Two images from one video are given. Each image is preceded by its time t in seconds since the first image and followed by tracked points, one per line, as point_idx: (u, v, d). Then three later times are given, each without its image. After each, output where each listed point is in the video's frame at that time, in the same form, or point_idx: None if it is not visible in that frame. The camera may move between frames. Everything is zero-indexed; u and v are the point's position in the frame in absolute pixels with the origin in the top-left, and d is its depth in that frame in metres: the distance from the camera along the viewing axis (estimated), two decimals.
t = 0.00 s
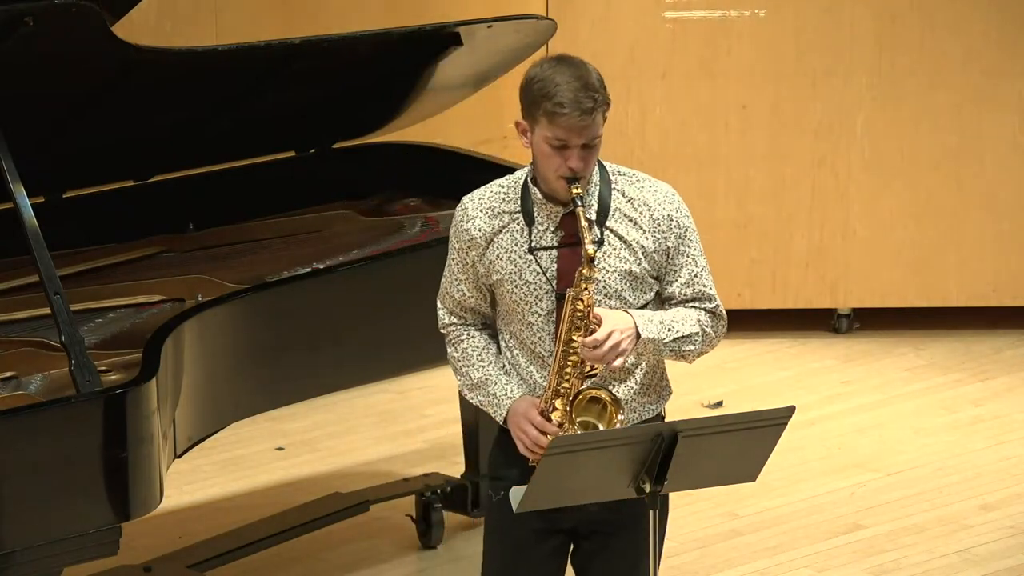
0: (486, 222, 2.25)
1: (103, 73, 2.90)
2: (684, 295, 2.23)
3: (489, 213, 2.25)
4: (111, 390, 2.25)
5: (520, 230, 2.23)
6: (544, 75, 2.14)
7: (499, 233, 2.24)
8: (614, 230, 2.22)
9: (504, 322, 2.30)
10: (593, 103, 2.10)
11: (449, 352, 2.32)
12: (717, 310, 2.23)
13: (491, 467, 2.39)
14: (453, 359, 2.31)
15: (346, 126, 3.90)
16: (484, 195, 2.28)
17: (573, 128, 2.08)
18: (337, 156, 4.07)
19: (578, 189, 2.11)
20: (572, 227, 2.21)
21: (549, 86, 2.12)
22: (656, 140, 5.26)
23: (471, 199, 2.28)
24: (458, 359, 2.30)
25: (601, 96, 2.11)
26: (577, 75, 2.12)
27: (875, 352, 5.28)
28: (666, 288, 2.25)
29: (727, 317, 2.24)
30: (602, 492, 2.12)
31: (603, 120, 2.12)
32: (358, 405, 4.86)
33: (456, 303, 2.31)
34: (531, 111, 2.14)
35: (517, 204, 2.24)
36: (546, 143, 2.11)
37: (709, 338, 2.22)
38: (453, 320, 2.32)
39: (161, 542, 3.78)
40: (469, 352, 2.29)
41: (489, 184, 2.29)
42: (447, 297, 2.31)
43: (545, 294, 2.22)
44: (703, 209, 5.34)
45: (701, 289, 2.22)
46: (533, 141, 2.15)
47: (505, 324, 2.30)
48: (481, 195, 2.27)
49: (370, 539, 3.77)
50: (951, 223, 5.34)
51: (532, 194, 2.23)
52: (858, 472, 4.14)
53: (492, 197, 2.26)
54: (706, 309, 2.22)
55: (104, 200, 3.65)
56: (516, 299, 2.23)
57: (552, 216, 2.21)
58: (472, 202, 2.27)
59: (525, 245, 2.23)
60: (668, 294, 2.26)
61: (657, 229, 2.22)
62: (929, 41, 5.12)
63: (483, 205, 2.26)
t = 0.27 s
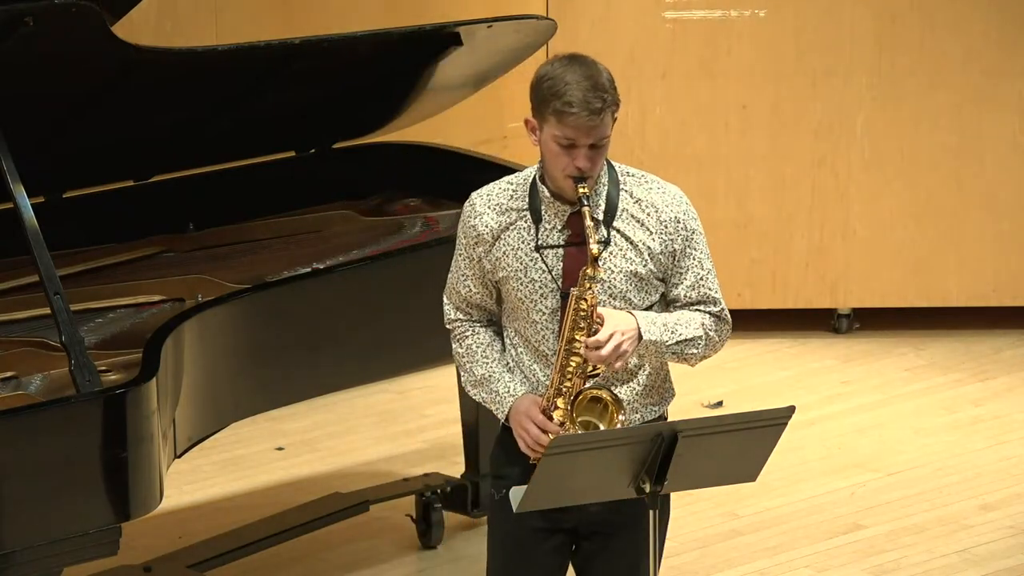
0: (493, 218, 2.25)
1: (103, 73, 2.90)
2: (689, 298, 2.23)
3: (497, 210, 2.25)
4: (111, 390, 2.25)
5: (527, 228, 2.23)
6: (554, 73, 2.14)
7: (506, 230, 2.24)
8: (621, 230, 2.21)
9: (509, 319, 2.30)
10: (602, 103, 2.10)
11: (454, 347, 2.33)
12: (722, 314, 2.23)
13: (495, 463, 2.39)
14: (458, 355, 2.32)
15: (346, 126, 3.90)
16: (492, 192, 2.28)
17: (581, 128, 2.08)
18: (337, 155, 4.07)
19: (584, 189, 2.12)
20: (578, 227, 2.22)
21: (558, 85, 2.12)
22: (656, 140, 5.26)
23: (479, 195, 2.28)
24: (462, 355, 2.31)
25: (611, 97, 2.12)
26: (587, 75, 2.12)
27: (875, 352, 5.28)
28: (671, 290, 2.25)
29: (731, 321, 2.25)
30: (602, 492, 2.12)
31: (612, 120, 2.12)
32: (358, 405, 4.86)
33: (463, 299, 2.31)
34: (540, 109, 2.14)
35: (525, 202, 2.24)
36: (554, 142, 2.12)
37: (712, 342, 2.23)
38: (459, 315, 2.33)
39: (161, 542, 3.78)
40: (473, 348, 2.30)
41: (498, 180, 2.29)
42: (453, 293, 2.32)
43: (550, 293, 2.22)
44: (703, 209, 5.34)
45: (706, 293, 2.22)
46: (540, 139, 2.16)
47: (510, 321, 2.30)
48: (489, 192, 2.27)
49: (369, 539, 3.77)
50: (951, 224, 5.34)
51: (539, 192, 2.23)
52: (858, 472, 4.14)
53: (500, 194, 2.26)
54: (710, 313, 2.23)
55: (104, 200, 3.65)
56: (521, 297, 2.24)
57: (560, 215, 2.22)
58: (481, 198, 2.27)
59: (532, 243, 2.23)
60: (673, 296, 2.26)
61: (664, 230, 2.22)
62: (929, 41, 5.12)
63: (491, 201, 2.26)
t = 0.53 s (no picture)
0: (495, 215, 2.25)
1: (103, 73, 2.90)
2: (689, 299, 2.23)
3: (499, 207, 2.25)
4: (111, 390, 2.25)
5: (528, 226, 2.23)
6: (557, 74, 2.14)
7: (507, 227, 2.24)
8: (621, 231, 2.21)
9: (510, 316, 2.30)
10: (604, 103, 2.09)
11: (455, 343, 2.34)
12: (722, 315, 2.23)
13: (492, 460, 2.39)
14: (459, 351, 2.33)
15: (347, 126, 3.90)
16: (496, 189, 2.28)
17: (582, 128, 2.08)
18: (337, 155, 4.07)
19: (584, 189, 2.11)
20: (579, 226, 2.21)
21: (561, 84, 2.12)
22: (656, 140, 5.26)
23: (482, 192, 2.28)
24: (464, 351, 2.32)
25: (613, 97, 2.11)
26: (590, 75, 2.12)
27: (875, 352, 5.28)
28: (671, 291, 2.25)
29: (731, 323, 2.25)
30: (602, 492, 2.12)
31: (614, 120, 2.11)
32: (358, 406, 4.86)
33: (465, 295, 2.32)
34: (542, 109, 2.14)
35: (527, 200, 2.24)
36: (555, 141, 2.11)
37: (711, 343, 2.23)
38: (461, 312, 2.33)
39: (162, 542, 3.78)
40: (474, 345, 2.31)
41: (502, 177, 2.29)
42: (455, 289, 2.33)
43: (549, 291, 2.22)
44: (703, 209, 5.34)
45: (706, 294, 2.22)
46: (542, 138, 2.15)
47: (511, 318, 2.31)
48: (492, 189, 2.27)
49: (369, 539, 3.77)
50: (950, 224, 5.34)
51: (541, 191, 2.23)
52: (859, 472, 4.14)
53: (503, 191, 2.26)
54: (710, 314, 2.22)
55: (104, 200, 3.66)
56: (521, 296, 2.24)
57: (561, 214, 2.22)
58: (484, 195, 2.27)
59: (532, 241, 2.23)
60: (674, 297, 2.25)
61: (664, 231, 2.21)
62: (929, 40, 5.12)
63: (494, 198, 2.26)
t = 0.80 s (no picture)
0: (493, 208, 2.25)
1: (103, 73, 2.90)
2: (682, 300, 2.22)
3: (497, 199, 2.25)
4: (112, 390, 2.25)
5: (525, 220, 2.23)
6: (563, 68, 2.14)
7: (504, 220, 2.24)
8: (617, 229, 2.21)
9: (503, 310, 2.30)
10: (607, 102, 2.09)
11: (448, 334, 2.34)
12: (715, 318, 2.22)
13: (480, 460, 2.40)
14: (452, 342, 2.33)
15: (347, 126, 3.90)
16: (495, 181, 2.28)
17: (584, 125, 2.08)
18: (338, 155, 4.08)
19: (582, 186, 2.12)
20: (575, 222, 2.22)
21: (565, 80, 2.12)
22: (656, 140, 5.26)
23: (481, 184, 2.28)
24: (456, 342, 2.32)
25: (616, 96, 2.11)
26: (595, 72, 2.12)
27: (875, 352, 5.28)
28: (665, 291, 2.24)
29: (724, 325, 2.24)
30: (602, 492, 2.12)
31: (616, 119, 2.12)
32: (357, 405, 4.86)
33: (460, 286, 2.32)
34: (545, 103, 2.14)
35: (525, 194, 2.24)
36: (556, 136, 2.11)
37: (704, 345, 2.22)
38: (456, 303, 2.33)
39: (162, 542, 3.78)
40: (467, 337, 2.30)
41: (502, 170, 2.29)
42: (450, 280, 2.33)
43: (543, 286, 2.22)
44: (703, 209, 5.34)
45: (699, 296, 2.21)
46: (543, 132, 2.16)
47: (504, 311, 2.31)
48: (491, 181, 2.27)
49: (369, 539, 3.77)
50: (950, 224, 5.34)
51: (539, 185, 2.23)
52: (858, 472, 4.14)
53: (501, 184, 2.26)
54: (703, 316, 2.22)
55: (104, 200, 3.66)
56: (515, 289, 2.24)
57: (557, 209, 2.22)
58: (482, 187, 2.28)
59: (529, 236, 2.23)
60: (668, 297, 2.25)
61: (660, 231, 2.21)
62: (929, 41, 5.12)
63: (492, 191, 2.26)
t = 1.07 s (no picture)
0: (486, 196, 2.22)
1: (103, 73, 2.90)
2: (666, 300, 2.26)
3: (490, 188, 2.23)
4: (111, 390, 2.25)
5: (519, 211, 2.22)
6: (581, 62, 2.13)
7: (497, 210, 2.22)
8: (612, 226, 2.21)
9: (483, 299, 2.29)
10: (625, 101, 2.09)
11: (423, 319, 2.31)
12: (696, 320, 2.27)
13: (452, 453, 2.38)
14: (427, 327, 2.30)
15: (346, 126, 3.90)
16: (486, 169, 2.26)
17: (601, 122, 2.08)
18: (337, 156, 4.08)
19: (590, 182, 2.12)
20: (573, 216, 2.21)
21: (584, 75, 2.10)
22: (656, 140, 5.26)
23: (473, 171, 2.26)
24: (432, 328, 2.29)
25: (634, 96, 2.11)
26: (614, 70, 2.11)
27: (875, 352, 5.28)
28: (650, 291, 2.28)
29: (702, 327, 2.29)
30: (602, 492, 2.12)
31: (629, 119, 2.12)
32: (358, 405, 4.86)
33: (441, 271, 2.29)
34: (561, 95, 2.12)
35: (520, 185, 2.23)
36: (569, 130, 2.11)
37: (683, 345, 2.27)
38: (432, 289, 2.31)
39: (162, 542, 3.78)
40: (444, 323, 2.28)
41: (494, 159, 2.27)
42: (431, 265, 2.30)
43: (533, 279, 2.21)
44: (703, 209, 5.34)
45: (684, 298, 2.26)
46: (554, 124, 2.14)
47: (483, 300, 2.29)
48: (484, 169, 2.25)
49: (369, 539, 3.77)
50: (950, 224, 5.34)
51: (536, 176, 2.22)
52: (858, 472, 4.14)
53: (495, 173, 2.24)
54: (685, 318, 2.26)
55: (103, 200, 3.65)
56: (503, 280, 2.22)
57: (555, 203, 2.21)
58: (474, 174, 2.25)
59: (522, 227, 2.21)
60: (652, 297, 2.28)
61: (653, 231, 2.22)
62: (929, 41, 5.12)
63: (485, 179, 2.24)
